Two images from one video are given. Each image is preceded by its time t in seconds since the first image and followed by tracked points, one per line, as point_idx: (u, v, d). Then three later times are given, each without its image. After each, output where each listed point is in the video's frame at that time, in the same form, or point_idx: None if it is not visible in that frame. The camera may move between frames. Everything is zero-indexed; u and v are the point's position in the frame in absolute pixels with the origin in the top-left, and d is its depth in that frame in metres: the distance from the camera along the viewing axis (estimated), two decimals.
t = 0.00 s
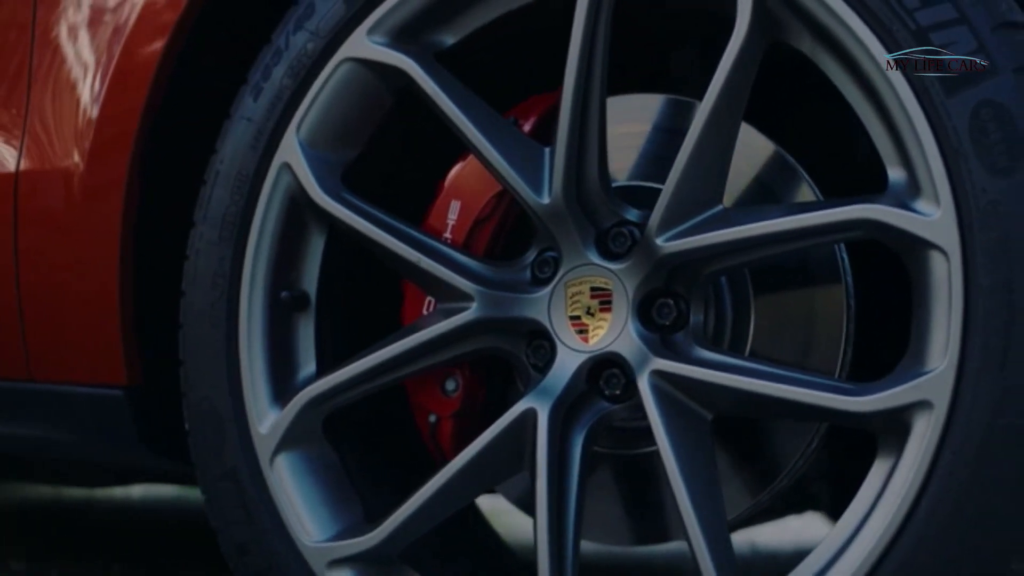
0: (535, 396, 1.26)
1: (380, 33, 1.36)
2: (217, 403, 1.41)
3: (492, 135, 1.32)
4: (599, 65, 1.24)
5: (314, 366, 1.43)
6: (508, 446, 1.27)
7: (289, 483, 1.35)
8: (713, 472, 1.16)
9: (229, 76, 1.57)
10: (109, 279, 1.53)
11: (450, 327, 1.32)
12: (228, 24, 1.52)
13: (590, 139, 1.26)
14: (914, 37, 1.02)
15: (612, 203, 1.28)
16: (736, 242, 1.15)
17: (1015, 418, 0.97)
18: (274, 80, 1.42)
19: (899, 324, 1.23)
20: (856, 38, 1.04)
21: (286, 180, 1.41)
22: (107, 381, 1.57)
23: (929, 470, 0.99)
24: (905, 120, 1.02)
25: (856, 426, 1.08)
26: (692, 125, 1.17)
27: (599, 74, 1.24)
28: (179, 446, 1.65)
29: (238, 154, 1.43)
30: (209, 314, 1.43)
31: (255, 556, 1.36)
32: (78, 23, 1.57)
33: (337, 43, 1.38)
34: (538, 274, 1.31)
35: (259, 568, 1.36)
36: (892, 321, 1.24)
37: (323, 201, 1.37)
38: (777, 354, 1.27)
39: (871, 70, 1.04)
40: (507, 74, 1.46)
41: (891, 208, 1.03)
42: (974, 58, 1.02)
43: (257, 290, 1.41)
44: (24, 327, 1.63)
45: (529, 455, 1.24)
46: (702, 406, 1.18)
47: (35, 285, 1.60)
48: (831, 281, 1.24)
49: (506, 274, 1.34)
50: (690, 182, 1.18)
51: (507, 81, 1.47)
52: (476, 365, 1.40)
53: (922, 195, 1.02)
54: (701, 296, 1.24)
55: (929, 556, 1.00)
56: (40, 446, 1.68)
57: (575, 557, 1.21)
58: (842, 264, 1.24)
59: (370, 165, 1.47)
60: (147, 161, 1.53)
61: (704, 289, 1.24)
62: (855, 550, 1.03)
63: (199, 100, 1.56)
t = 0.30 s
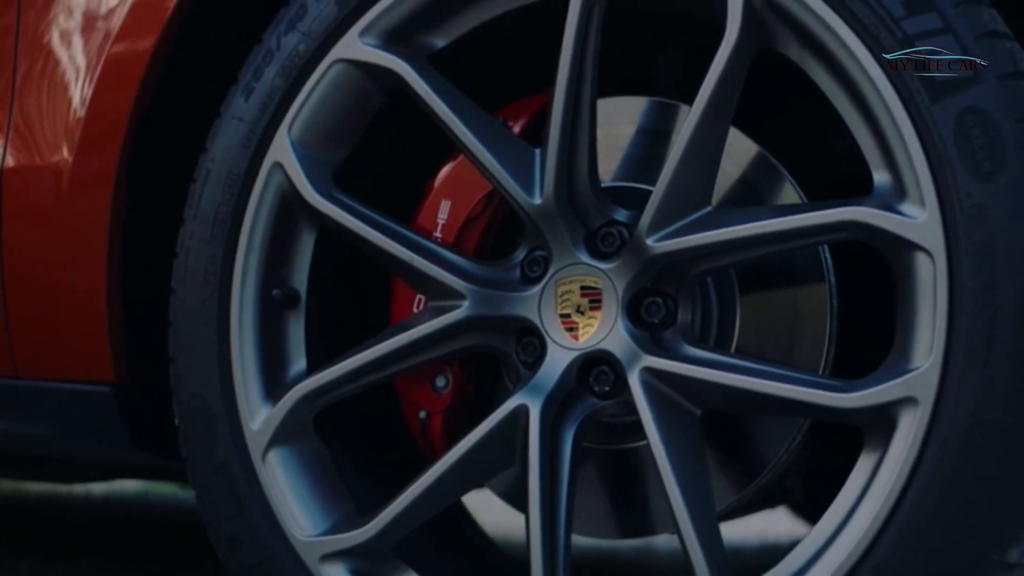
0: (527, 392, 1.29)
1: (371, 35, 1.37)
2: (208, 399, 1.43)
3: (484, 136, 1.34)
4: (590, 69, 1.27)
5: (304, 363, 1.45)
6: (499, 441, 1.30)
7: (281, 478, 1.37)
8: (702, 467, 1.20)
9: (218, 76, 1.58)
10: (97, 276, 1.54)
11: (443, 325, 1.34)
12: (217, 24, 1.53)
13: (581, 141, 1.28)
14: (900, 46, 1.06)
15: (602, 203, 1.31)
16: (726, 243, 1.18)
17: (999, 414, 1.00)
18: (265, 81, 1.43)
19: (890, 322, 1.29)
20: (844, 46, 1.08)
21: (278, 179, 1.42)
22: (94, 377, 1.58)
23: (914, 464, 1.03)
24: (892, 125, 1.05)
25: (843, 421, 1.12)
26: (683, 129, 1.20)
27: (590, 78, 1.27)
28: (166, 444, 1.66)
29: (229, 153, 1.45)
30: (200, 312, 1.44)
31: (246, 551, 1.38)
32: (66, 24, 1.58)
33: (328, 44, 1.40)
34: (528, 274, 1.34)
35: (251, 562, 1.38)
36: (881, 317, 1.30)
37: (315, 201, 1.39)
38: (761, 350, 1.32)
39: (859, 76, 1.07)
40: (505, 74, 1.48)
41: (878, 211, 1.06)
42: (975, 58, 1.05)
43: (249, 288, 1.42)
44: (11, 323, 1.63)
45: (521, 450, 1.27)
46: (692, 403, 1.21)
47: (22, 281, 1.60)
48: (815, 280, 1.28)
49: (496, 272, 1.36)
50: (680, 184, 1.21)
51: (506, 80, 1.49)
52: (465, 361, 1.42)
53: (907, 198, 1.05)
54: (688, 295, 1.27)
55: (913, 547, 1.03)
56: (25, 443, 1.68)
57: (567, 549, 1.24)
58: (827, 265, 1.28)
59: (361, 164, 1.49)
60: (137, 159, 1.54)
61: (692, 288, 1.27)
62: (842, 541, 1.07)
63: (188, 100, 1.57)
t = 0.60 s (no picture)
0: (516, 387, 1.32)
1: (362, 36, 1.40)
2: (199, 394, 1.44)
3: (474, 137, 1.37)
4: (579, 72, 1.30)
5: (294, 358, 1.47)
6: (489, 435, 1.33)
7: (273, 471, 1.39)
8: (688, 459, 1.23)
9: (206, 75, 1.60)
10: (85, 272, 1.55)
11: (433, 321, 1.37)
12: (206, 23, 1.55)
13: (570, 142, 1.32)
14: (883, 53, 1.10)
15: (589, 203, 1.34)
16: (712, 242, 1.22)
17: (979, 408, 1.05)
18: (255, 80, 1.45)
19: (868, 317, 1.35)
20: (829, 53, 1.12)
21: (268, 177, 1.44)
22: (82, 372, 1.59)
23: (896, 455, 1.07)
24: (874, 129, 1.09)
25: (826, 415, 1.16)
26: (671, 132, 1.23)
27: (579, 81, 1.30)
28: (151, 438, 1.67)
29: (220, 152, 1.46)
30: (191, 308, 1.46)
31: (239, 543, 1.40)
32: (54, 23, 1.59)
33: (319, 45, 1.42)
34: (515, 271, 1.37)
35: (242, 555, 1.40)
36: (860, 313, 1.36)
37: (307, 199, 1.41)
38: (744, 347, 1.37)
39: (843, 82, 1.11)
40: (504, 74, 1.52)
41: (861, 213, 1.10)
42: (974, 58, 1.10)
43: (239, 285, 1.44)
44: None
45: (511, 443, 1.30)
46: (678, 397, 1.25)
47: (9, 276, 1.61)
48: (795, 277, 1.34)
49: (484, 269, 1.39)
50: (668, 185, 1.25)
51: (504, 80, 1.53)
52: (453, 356, 1.45)
53: (890, 200, 1.09)
54: (674, 293, 1.31)
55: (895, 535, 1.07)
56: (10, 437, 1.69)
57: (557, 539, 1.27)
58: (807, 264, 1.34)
59: (350, 163, 1.51)
60: (125, 156, 1.55)
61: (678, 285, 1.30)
62: (827, 531, 1.11)
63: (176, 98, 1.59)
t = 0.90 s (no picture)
0: (505, 383, 1.35)
1: (352, 38, 1.42)
2: (187, 391, 1.46)
3: (463, 138, 1.40)
4: (567, 74, 1.33)
5: (283, 355, 1.49)
6: (478, 430, 1.36)
7: (263, 466, 1.41)
8: (674, 453, 1.27)
9: (196, 76, 1.61)
10: (73, 269, 1.57)
11: (423, 319, 1.40)
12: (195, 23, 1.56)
13: (558, 145, 1.35)
14: (866, 60, 1.13)
15: (575, 203, 1.37)
16: (698, 242, 1.25)
17: (958, 403, 1.08)
18: (245, 80, 1.47)
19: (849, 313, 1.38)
20: (813, 59, 1.15)
21: (258, 176, 1.46)
22: (68, 368, 1.60)
23: (877, 450, 1.11)
24: (857, 134, 1.13)
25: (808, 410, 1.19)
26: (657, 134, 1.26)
27: (567, 83, 1.33)
28: (136, 434, 1.68)
29: (209, 151, 1.48)
30: (180, 305, 1.48)
31: (229, 537, 1.42)
32: (46, 21, 1.60)
33: (309, 46, 1.44)
34: (503, 269, 1.40)
35: (231, 549, 1.42)
36: (842, 310, 1.39)
37: (297, 199, 1.43)
38: (729, 343, 1.41)
39: (827, 88, 1.15)
40: (504, 74, 1.54)
41: (844, 215, 1.14)
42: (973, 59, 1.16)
43: (229, 283, 1.46)
44: None
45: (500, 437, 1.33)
46: (664, 392, 1.28)
47: None
48: (776, 276, 1.37)
49: (472, 267, 1.42)
50: (654, 186, 1.28)
51: (504, 80, 1.55)
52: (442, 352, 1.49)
53: (872, 202, 1.13)
54: (659, 291, 1.34)
55: (876, 527, 1.11)
56: None
57: (545, 531, 1.30)
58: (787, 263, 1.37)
59: (338, 163, 1.53)
60: (113, 154, 1.56)
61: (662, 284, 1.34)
62: (810, 523, 1.14)
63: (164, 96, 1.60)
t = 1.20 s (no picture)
0: (493, 379, 1.39)
1: (342, 41, 1.45)
2: (178, 387, 1.48)
3: (452, 140, 1.43)
4: (555, 79, 1.37)
5: (272, 352, 1.52)
6: (466, 425, 1.39)
7: (254, 461, 1.43)
8: (658, 447, 1.31)
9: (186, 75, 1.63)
10: (62, 267, 1.58)
11: (412, 316, 1.43)
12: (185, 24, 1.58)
13: (545, 147, 1.38)
14: (847, 69, 1.18)
15: (562, 204, 1.41)
16: (682, 243, 1.29)
17: (933, 398, 1.13)
18: (236, 82, 1.49)
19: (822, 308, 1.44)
20: (796, 68, 1.19)
21: (249, 176, 1.48)
22: (55, 365, 1.62)
23: (857, 443, 1.15)
24: (838, 140, 1.18)
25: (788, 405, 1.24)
26: (643, 139, 1.30)
27: (554, 88, 1.37)
28: (123, 430, 1.70)
29: (200, 151, 1.50)
30: (170, 302, 1.50)
31: (220, 530, 1.44)
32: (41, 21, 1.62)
33: (300, 48, 1.46)
34: (490, 269, 1.43)
35: (222, 542, 1.45)
36: (812, 305, 1.45)
37: (288, 199, 1.46)
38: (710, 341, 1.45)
39: (810, 96, 1.19)
40: (504, 74, 1.57)
41: (825, 218, 1.19)
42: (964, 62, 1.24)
43: (220, 281, 1.48)
44: None
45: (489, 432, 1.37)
46: (649, 389, 1.33)
47: None
48: (756, 275, 1.42)
49: (460, 267, 1.45)
50: (640, 189, 1.32)
51: (504, 81, 1.58)
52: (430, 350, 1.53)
53: (851, 206, 1.18)
54: (642, 291, 1.38)
55: (855, 517, 1.16)
56: None
57: (533, 523, 1.34)
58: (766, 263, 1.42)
59: (327, 164, 1.56)
60: (102, 152, 1.58)
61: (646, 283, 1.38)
62: (792, 514, 1.19)
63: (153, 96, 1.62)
